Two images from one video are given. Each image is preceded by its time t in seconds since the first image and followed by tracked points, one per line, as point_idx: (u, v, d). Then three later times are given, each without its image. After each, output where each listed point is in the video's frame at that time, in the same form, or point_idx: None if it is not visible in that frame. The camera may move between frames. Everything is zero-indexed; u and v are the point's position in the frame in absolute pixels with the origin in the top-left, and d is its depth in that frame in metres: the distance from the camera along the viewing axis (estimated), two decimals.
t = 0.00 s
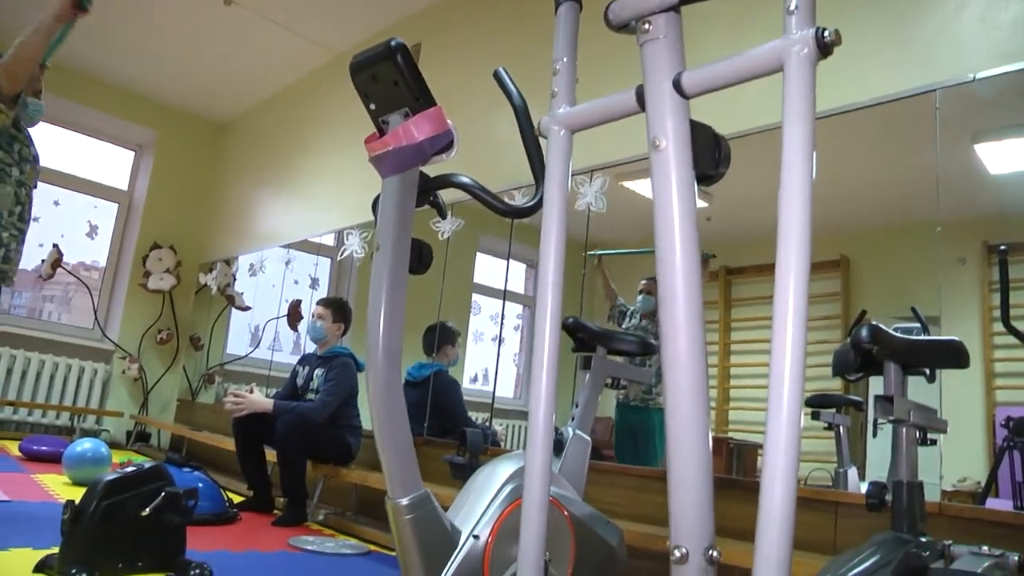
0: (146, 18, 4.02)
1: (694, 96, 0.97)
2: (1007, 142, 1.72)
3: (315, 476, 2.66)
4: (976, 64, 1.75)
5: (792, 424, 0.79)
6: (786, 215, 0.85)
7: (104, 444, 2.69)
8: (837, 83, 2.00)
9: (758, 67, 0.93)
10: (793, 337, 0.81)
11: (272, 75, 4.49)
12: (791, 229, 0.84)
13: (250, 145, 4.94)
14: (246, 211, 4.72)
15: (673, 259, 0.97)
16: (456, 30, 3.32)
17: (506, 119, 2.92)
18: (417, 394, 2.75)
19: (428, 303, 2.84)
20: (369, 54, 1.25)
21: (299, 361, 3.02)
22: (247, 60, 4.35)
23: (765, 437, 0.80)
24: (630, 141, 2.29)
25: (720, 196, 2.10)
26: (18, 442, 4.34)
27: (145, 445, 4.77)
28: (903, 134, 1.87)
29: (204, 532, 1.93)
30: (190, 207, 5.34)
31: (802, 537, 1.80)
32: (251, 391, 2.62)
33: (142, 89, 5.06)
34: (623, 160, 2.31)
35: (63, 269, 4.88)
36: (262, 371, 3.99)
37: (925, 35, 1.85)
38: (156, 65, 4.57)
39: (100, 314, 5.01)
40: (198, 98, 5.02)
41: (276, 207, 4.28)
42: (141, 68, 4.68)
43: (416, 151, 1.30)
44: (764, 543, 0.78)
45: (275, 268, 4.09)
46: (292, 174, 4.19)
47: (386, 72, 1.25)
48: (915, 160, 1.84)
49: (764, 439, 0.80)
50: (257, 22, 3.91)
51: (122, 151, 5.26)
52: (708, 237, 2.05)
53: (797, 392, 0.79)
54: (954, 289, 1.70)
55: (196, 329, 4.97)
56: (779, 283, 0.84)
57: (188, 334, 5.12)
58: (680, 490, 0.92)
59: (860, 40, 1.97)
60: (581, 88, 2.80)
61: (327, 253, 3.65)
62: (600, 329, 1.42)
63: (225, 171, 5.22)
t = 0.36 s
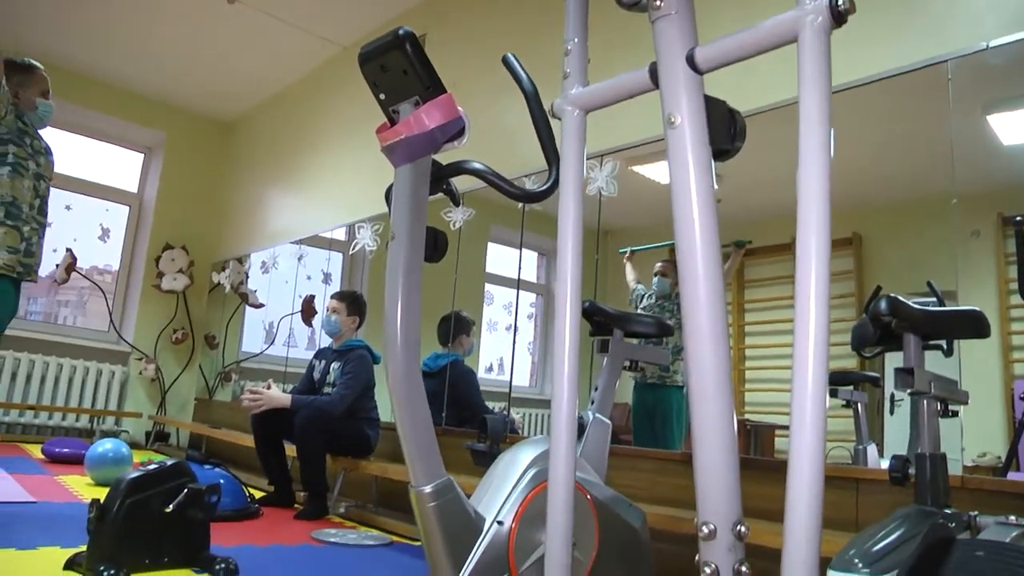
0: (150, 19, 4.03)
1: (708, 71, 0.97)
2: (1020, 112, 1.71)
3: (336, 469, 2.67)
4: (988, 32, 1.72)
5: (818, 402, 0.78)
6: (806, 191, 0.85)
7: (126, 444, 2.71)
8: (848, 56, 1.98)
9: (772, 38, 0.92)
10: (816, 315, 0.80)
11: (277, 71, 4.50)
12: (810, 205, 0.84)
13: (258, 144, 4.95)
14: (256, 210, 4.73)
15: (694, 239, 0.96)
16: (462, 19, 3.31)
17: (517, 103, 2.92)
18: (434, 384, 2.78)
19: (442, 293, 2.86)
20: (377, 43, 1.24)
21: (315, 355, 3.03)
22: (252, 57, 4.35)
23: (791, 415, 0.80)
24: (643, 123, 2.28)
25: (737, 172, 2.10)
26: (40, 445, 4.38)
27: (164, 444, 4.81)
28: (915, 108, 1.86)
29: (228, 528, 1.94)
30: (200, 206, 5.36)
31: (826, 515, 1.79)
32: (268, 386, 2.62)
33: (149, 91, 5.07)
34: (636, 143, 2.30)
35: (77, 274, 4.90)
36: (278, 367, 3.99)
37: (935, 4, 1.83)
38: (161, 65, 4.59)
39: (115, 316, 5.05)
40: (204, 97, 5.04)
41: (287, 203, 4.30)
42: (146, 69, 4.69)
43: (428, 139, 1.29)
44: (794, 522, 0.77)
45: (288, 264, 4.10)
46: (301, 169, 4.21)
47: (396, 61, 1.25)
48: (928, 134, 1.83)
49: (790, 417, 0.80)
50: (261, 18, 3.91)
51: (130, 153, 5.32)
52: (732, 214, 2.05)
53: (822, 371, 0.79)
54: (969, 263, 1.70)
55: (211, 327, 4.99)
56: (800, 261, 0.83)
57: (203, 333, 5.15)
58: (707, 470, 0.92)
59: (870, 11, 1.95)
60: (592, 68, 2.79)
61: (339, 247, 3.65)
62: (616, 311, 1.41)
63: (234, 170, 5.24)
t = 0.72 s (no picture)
0: (155, 24, 4.05)
1: (722, 52, 0.97)
2: None
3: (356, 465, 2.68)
4: (1002, 5, 1.71)
5: (846, 382, 0.77)
6: (827, 170, 0.83)
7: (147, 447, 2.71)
8: (864, 32, 1.96)
9: (787, 16, 0.91)
10: (842, 292, 0.79)
11: (283, 72, 4.51)
12: (832, 182, 0.82)
13: (267, 145, 4.96)
14: (268, 211, 4.75)
15: (715, 219, 0.96)
16: (469, 11, 3.31)
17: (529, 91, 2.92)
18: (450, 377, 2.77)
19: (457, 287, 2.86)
20: (386, 37, 1.23)
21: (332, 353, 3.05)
22: (258, 58, 4.36)
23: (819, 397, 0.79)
24: (659, 107, 2.28)
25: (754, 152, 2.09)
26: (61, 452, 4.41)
27: (184, 448, 4.84)
28: (929, 84, 1.85)
29: (252, 527, 1.95)
30: (211, 209, 5.37)
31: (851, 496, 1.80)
32: (286, 383, 2.61)
33: (156, 97, 5.09)
34: (650, 130, 2.30)
35: (92, 282, 4.92)
36: (295, 367, 4.00)
37: None
38: (167, 69, 4.61)
39: (131, 323, 5.07)
40: (211, 100, 5.05)
41: (299, 203, 4.31)
42: (153, 74, 4.70)
43: (441, 131, 1.29)
44: (826, 503, 0.76)
45: (301, 264, 4.11)
46: (312, 169, 4.22)
47: (406, 54, 1.24)
48: (943, 108, 1.82)
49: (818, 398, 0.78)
50: (266, 19, 3.91)
51: (141, 159, 5.33)
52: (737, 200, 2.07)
53: (850, 349, 0.77)
54: (986, 239, 1.68)
55: (227, 329, 5.02)
56: (824, 240, 0.82)
57: (219, 336, 5.17)
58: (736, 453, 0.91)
59: None
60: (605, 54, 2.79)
61: (351, 246, 3.66)
62: (633, 298, 1.41)
63: (244, 173, 5.25)
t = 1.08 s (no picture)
0: (160, 30, 4.07)
1: (738, 32, 0.96)
2: None
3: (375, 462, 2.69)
4: None
5: (873, 360, 0.73)
6: (845, 140, 0.79)
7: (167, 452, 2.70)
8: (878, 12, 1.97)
9: None
10: (866, 263, 0.76)
11: (289, 73, 4.52)
12: (851, 151, 0.78)
13: (275, 147, 4.97)
14: (278, 212, 4.76)
15: (733, 198, 0.95)
16: (475, 5, 3.31)
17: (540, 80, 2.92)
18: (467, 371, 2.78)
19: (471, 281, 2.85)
20: (395, 32, 1.23)
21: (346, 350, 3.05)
22: (263, 60, 4.37)
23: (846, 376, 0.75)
24: (677, 92, 2.28)
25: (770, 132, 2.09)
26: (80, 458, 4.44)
27: (203, 450, 4.86)
28: (943, 61, 1.85)
29: (274, 526, 1.97)
30: (222, 213, 5.37)
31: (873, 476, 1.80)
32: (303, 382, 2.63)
33: (162, 103, 5.11)
34: (663, 117, 2.32)
35: (105, 289, 4.95)
36: (310, 366, 4.01)
37: None
38: (172, 75, 4.62)
39: (145, 328, 5.10)
40: (217, 104, 5.07)
41: (309, 204, 4.33)
42: (158, 80, 4.71)
43: (453, 124, 1.28)
44: (857, 481, 0.74)
45: (313, 264, 4.11)
46: (322, 169, 4.23)
47: (415, 49, 1.23)
48: (959, 84, 1.82)
49: (845, 375, 0.75)
50: (270, 20, 3.92)
51: (150, 165, 5.36)
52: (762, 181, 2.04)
53: (877, 322, 0.74)
54: (1003, 217, 1.68)
55: (240, 331, 5.03)
56: (846, 213, 0.78)
57: (233, 338, 5.19)
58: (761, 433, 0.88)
59: None
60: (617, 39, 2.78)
61: (363, 244, 3.66)
62: (650, 286, 1.41)
63: (253, 175, 5.26)
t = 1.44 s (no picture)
0: (168, 31, 4.08)
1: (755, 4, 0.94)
2: None
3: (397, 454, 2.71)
4: None
5: (902, 314, 0.69)
6: (866, 94, 0.74)
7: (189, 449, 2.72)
8: None
9: None
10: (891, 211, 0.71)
11: (297, 69, 4.53)
12: (872, 106, 0.74)
13: (286, 145, 4.99)
14: (291, 209, 4.77)
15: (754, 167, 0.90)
16: None
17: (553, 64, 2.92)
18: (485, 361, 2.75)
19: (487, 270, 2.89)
20: (406, 20, 1.20)
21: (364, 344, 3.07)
22: (271, 58, 4.38)
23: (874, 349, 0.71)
24: (694, 70, 2.28)
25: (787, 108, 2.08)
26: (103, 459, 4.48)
27: (224, 447, 4.88)
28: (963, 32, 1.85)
29: (297, 520, 1.98)
30: (234, 213, 5.39)
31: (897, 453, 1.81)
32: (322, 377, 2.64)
33: (171, 104, 5.12)
34: (677, 99, 2.31)
35: (121, 291, 4.97)
36: (328, 361, 4.04)
37: None
38: (181, 76, 4.64)
39: (163, 328, 5.13)
40: (227, 103, 5.09)
41: (322, 200, 4.34)
42: (167, 82, 4.72)
43: (467, 111, 1.28)
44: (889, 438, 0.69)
45: (328, 260, 4.13)
46: (333, 165, 4.24)
47: (427, 37, 1.22)
48: (980, 57, 1.82)
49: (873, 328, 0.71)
50: (278, 17, 3.92)
51: (162, 166, 5.38)
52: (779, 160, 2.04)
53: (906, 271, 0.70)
54: None
55: (257, 329, 5.06)
56: (869, 172, 0.73)
57: (250, 336, 5.22)
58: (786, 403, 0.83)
59: None
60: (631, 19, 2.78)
61: (377, 238, 3.68)
62: (669, 268, 1.40)
63: (265, 174, 5.28)
